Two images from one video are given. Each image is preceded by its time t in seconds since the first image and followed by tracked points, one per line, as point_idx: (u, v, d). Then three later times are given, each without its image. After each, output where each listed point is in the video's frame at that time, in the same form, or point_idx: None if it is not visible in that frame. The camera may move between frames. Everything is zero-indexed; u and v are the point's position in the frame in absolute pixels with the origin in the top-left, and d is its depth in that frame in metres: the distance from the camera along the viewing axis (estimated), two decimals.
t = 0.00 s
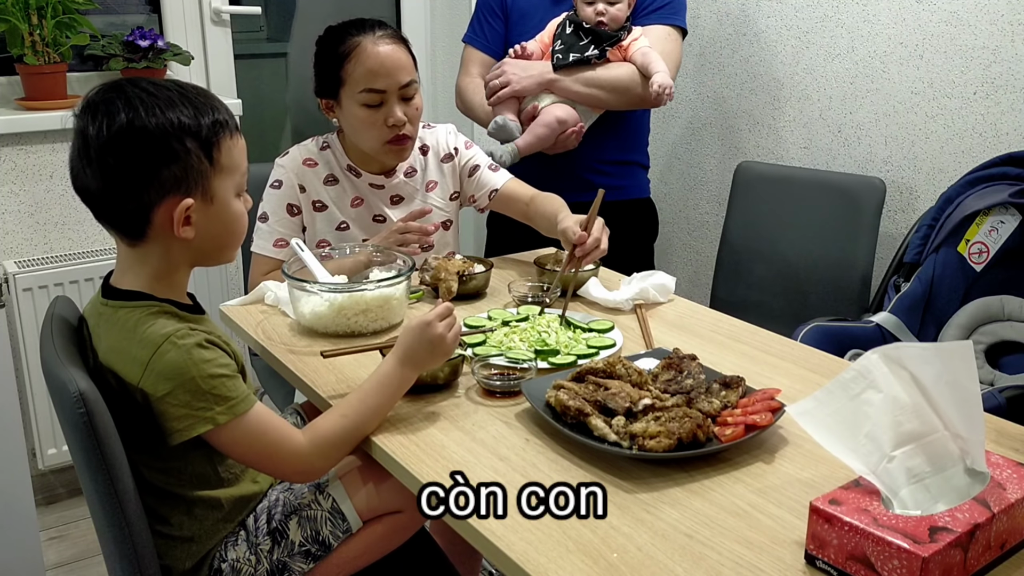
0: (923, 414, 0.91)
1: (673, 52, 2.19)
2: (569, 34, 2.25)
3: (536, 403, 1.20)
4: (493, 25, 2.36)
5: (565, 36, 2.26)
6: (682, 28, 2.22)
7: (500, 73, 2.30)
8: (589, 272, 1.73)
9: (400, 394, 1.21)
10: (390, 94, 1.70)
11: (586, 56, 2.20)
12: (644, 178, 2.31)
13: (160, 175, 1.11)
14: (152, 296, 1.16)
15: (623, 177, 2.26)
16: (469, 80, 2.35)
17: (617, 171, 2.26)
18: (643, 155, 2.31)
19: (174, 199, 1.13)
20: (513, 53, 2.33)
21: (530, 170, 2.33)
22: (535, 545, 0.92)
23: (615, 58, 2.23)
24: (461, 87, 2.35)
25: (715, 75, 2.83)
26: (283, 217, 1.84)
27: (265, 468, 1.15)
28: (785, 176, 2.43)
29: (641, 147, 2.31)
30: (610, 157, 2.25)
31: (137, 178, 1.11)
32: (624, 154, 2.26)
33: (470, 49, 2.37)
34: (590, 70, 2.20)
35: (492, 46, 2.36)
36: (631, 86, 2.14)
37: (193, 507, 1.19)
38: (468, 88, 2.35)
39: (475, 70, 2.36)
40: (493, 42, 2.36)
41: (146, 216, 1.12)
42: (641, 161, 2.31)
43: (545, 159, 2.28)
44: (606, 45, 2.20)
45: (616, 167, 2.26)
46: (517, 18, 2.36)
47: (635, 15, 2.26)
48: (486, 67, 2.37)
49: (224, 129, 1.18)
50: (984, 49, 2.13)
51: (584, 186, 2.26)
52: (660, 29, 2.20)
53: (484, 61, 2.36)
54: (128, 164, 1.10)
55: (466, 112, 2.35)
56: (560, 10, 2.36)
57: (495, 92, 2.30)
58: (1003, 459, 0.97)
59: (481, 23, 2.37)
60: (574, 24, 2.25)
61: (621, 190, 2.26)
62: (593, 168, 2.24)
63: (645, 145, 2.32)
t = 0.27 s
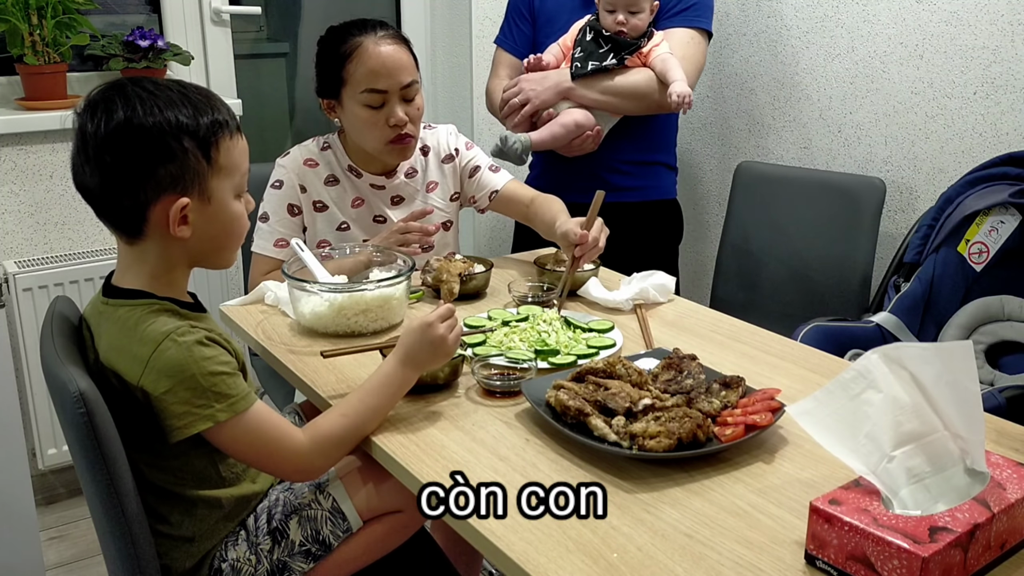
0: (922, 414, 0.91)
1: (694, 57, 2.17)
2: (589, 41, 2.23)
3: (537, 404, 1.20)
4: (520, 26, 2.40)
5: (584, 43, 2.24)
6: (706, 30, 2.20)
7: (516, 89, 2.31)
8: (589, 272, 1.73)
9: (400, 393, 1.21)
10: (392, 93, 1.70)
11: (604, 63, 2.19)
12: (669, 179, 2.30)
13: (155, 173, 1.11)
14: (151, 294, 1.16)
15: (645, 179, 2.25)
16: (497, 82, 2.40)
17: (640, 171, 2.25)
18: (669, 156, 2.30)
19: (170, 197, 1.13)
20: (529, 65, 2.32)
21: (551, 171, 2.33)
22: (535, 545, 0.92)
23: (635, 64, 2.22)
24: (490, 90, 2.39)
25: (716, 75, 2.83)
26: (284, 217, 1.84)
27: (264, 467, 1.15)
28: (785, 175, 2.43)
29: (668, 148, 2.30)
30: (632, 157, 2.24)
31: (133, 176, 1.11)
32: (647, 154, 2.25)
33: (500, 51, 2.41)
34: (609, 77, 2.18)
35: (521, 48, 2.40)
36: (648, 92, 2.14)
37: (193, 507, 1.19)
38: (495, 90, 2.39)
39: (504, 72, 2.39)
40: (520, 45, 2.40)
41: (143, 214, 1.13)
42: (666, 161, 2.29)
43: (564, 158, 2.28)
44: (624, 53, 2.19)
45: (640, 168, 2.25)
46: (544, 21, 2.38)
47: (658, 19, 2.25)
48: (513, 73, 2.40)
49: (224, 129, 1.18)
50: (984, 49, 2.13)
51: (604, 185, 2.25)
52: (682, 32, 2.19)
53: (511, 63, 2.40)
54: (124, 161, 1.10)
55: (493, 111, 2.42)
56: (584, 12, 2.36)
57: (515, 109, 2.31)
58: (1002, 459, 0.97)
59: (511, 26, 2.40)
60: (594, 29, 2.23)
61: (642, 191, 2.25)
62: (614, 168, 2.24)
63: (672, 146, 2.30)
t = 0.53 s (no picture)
0: (923, 414, 0.91)
1: (707, 56, 2.17)
2: (602, 41, 2.24)
3: (537, 404, 1.20)
4: (538, 29, 2.40)
5: (597, 43, 2.24)
6: (720, 30, 2.20)
7: (529, 97, 2.31)
8: (589, 272, 1.73)
9: (400, 393, 1.21)
10: (392, 94, 1.70)
11: (616, 64, 2.19)
12: (682, 180, 2.29)
13: (152, 172, 1.11)
14: (151, 297, 1.16)
15: (659, 179, 2.25)
16: (515, 84, 2.40)
17: (653, 171, 2.25)
18: (682, 157, 2.29)
19: (166, 196, 1.12)
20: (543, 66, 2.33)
21: (565, 172, 2.33)
22: (535, 545, 0.92)
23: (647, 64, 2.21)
24: (508, 91, 2.39)
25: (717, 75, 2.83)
26: (283, 218, 1.84)
27: (265, 468, 1.15)
28: (785, 176, 2.43)
29: (682, 150, 2.29)
30: (644, 157, 2.24)
31: (130, 174, 1.11)
32: (659, 154, 2.25)
33: (518, 54, 2.41)
34: (620, 77, 2.18)
35: (537, 50, 2.39)
36: (659, 91, 2.15)
37: (194, 506, 1.19)
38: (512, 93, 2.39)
39: (522, 74, 2.39)
40: (537, 46, 2.39)
41: (140, 213, 1.12)
42: (680, 163, 2.29)
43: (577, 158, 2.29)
44: (636, 53, 2.19)
45: (654, 168, 2.25)
46: (561, 22, 2.39)
47: (673, 19, 2.25)
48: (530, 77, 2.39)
49: (225, 131, 1.17)
50: (984, 49, 2.13)
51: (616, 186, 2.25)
52: (696, 32, 2.19)
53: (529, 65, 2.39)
54: (121, 159, 1.11)
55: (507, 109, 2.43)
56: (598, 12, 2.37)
57: (529, 116, 2.30)
58: (1002, 459, 0.97)
59: (528, 29, 2.41)
60: (607, 30, 2.24)
61: (654, 191, 2.24)
62: (626, 168, 2.24)
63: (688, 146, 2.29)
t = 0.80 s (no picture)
0: (922, 414, 0.91)
1: (706, 56, 2.15)
2: (600, 40, 2.24)
3: (537, 404, 1.20)
4: (537, 27, 2.40)
5: (596, 42, 2.24)
6: (719, 30, 2.18)
7: (526, 91, 2.32)
8: (589, 272, 1.73)
9: (399, 393, 1.21)
10: (389, 93, 1.70)
11: (614, 62, 2.19)
12: (680, 180, 2.29)
13: (172, 174, 1.11)
14: (155, 298, 1.16)
15: (660, 180, 2.25)
16: (513, 81, 2.40)
17: (651, 172, 2.24)
18: (681, 158, 2.29)
19: (185, 198, 1.12)
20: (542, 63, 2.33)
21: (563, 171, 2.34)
22: (535, 545, 0.92)
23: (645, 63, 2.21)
24: (506, 89, 2.40)
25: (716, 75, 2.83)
26: (282, 218, 1.85)
27: (265, 469, 1.15)
28: (785, 176, 2.43)
29: (680, 150, 2.29)
30: (642, 157, 2.24)
31: (150, 175, 1.11)
32: (657, 154, 2.24)
33: (517, 51, 2.42)
34: (618, 76, 2.18)
35: (536, 48, 2.40)
36: (657, 90, 2.14)
37: (193, 507, 1.19)
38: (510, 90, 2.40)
39: (520, 72, 2.40)
40: (535, 44, 2.40)
41: (156, 213, 1.12)
42: (678, 163, 2.28)
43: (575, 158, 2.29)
44: (634, 52, 2.20)
45: (652, 168, 2.25)
46: (560, 21, 2.38)
47: (672, 20, 2.25)
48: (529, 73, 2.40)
49: (242, 135, 1.18)
50: (984, 49, 2.13)
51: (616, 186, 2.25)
52: (696, 32, 2.17)
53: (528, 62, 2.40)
54: (143, 159, 1.10)
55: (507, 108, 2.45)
56: (600, 11, 2.36)
57: (525, 111, 2.33)
58: (1003, 459, 0.97)
59: (527, 26, 2.41)
60: (606, 29, 2.23)
61: (654, 192, 2.24)
62: (625, 168, 2.23)
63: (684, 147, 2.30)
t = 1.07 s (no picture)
0: (922, 414, 0.91)
1: (693, 55, 2.18)
2: (589, 38, 2.23)
3: (537, 404, 1.20)
4: (519, 25, 2.41)
5: (584, 40, 2.24)
6: (703, 30, 2.21)
7: (512, 85, 2.30)
8: (589, 272, 1.73)
9: (399, 392, 1.21)
10: (388, 93, 1.70)
11: (604, 61, 2.19)
12: (665, 180, 2.30)
13: (189, 179, 1.11)
14: (165, 298, 1.16)
15: (644, 179, 2.25)
16: (495, 79, 2.40)
17: (637, 171, 2.25)
18: (664, 156, 2.29)
19: (201, 203, 1.12)
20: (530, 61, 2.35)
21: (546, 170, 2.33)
22: (535, 545, 0.92)
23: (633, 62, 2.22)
24: (488, 87, 2.39)
25: (716, 75, 2.83)
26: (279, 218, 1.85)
27: (267, 469, 1.15)
28: (785, 176, 2.43)
29: (663, 149, 2.29)
30: (628, 156, 2.24)
31: (167, 178, 1.10)
32: (642, 154, 2.25)
33: (499, 49, 2.43)
34: (608, 74, 2.18)
35: (519, 46, 2.41)
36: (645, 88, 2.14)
37: (193, 507, 1.18)
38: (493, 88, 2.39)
39: (501, 70, 2.41)
40: (518, 42, 2.41)
41: (172, 217, 1.12)
42: (662, 162, 2.29)
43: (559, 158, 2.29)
44: (623, 51, 2.20)
45: (637, 167, 2.25)
46: (543, 19, 2.39)
47: (658, 19, 2.26)
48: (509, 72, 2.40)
49: (264, 143, 1.17)
50: (984, 49, 2.13)
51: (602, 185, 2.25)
52: (681, 32, 2.20)
53: (510, 61, 2.41)
54: (161, 163, 1.10)
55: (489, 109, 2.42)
56: (583, 10, 2.37)
57: (511, 105, 2.31)
58: (1002, 459, 0.97)
59: (510, 24, 2.42)
60: (595, 27, 2.23)
61: (639, 191, 2.25)
62: (611, 168, 2.24)
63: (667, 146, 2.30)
